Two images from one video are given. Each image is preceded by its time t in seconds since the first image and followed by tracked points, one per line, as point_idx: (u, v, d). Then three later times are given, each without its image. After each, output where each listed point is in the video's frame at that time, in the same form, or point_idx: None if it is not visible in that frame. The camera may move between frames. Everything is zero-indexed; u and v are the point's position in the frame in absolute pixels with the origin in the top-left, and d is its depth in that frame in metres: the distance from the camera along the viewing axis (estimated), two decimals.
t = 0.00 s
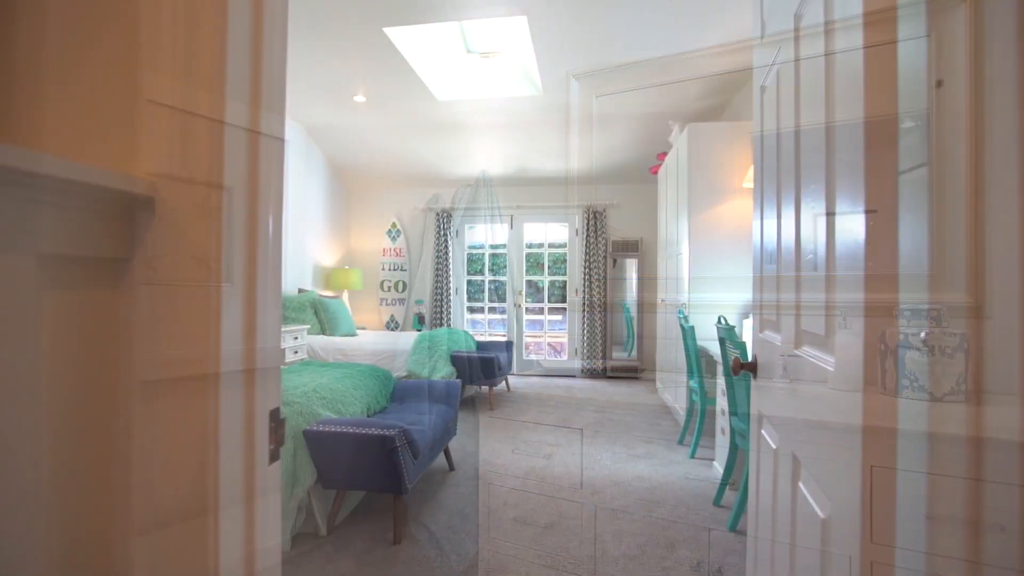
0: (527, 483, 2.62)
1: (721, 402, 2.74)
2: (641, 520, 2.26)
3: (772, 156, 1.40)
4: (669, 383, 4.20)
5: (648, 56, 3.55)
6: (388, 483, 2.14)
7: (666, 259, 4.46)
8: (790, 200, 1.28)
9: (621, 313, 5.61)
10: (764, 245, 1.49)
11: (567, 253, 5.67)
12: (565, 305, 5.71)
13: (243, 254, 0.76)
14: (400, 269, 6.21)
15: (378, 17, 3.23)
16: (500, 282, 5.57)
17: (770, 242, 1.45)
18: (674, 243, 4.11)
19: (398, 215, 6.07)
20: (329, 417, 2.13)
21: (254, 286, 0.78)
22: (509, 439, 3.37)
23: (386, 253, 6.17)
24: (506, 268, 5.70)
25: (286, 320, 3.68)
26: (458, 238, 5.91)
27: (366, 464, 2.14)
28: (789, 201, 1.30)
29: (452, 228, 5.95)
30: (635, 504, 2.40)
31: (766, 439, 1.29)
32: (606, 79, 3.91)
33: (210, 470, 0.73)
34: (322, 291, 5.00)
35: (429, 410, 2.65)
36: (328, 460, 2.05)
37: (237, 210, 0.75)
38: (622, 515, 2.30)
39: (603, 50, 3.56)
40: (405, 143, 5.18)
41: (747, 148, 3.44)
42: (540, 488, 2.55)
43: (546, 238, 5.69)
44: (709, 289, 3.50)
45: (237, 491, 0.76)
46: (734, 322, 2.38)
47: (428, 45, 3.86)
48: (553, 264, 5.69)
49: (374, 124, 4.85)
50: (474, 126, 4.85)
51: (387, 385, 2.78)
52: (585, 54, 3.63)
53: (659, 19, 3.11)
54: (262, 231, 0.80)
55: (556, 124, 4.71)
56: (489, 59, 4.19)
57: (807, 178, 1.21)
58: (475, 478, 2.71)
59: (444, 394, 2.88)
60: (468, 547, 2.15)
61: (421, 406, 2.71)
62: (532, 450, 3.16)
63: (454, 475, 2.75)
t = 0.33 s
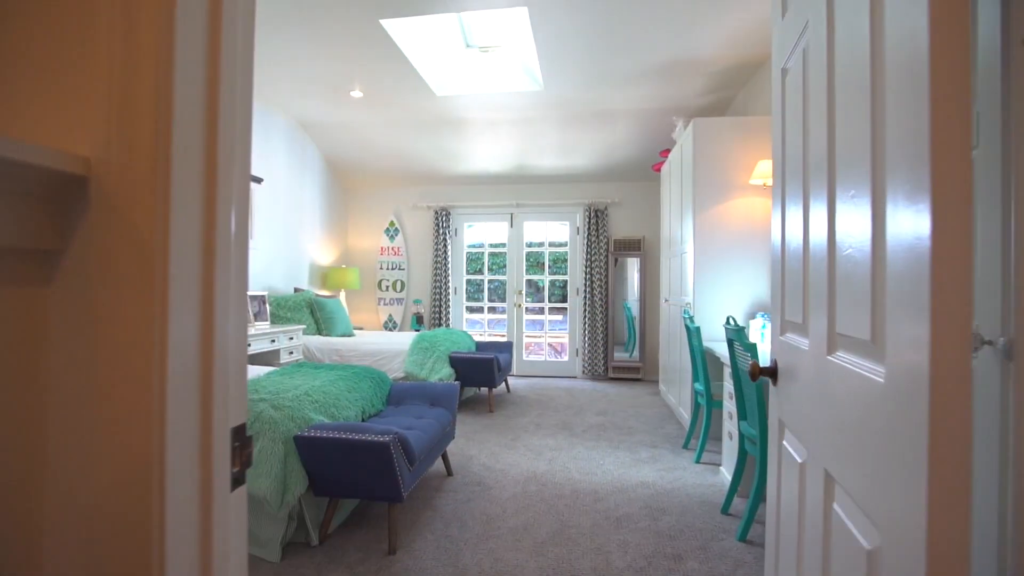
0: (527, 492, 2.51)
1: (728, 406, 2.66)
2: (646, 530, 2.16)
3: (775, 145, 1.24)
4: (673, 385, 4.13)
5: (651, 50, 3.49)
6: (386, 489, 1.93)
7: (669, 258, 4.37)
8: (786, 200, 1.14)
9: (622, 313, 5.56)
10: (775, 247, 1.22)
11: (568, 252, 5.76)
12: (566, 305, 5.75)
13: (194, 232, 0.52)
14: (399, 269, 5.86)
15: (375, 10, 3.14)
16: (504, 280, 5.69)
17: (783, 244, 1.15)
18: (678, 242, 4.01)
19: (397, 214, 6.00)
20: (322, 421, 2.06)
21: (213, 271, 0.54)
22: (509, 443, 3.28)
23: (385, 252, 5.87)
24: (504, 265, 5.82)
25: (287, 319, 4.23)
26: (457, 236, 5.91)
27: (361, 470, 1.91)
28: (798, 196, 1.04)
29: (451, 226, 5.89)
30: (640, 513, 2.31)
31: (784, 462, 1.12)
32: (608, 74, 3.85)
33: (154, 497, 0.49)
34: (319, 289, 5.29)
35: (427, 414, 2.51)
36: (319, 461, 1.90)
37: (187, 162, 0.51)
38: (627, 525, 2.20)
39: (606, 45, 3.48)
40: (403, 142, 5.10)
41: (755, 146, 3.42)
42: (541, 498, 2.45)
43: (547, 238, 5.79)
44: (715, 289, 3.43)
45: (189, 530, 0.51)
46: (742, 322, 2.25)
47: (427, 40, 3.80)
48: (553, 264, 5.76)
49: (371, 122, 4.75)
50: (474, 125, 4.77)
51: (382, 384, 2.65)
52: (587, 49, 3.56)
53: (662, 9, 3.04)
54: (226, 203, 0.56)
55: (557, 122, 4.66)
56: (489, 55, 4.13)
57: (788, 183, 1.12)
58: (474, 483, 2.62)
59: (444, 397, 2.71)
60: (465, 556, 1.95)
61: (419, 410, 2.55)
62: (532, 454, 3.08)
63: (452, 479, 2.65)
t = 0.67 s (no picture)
0: (528, 498, 2.42)
1: (738, 410, 2.57)
2: (654, 541, 2.07)
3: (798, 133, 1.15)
4: (678, 387, 4.03)
5: (657, 42, 3.39)
6: (381, 498, 1.83)
7: (675, 258, 4.28)
8: (813, 196, 1.04)
9: (626, 313, 5.46)
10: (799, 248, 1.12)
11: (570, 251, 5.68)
12: (568, 305, 5.66)
13: (128, 213, 0.42)
14: (398, 268, 5.79)
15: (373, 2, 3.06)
16: (503, 280, 5.69)
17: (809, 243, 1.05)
18: (683, 241, 3.92)
19: (396, 212, 5.90)
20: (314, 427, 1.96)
21: (154, 262, 0.43)
22: (510, 447, 3.20)
23: (384, 250, 5.80)
24: (504, 264, 5.72)
25: (283, 319, 4.14)
26: (457, 235, 5.82)
27: (354, 477, 1.81)
28: (827, 190, 0.95)
29: (451, 225, 5.80)
30: (647, 523, 2.22)
31: (809, 478, 1.02)
32: (612, 68, 3.76)
33: (71, 531, 0.39)
34: (316, 288, 5.19)
35: (425, 418, 2.41)
36: (310, 469, 1.81)
37: (118, 124, 0.41)
38: (632, 536, 2.10)
39: (609, 37, 3.39)
40: (403, 138, 5.01)
41: (764, 140, 3.34)
42: (544, 505, 2.36)
43: (549, 237, 5.71)
44: (724, 289, 3.34)
45: None
46: (754, 322, 2.16)
47: (427, 33, 3.72)
48: (556, 263, 5.68)
49: (370, 118, 4.66)
50: (475, 121, 4.67)
51: (378, 388, 2.56)
52: (590, 43, 3.47)
53: None
54: (173, 178, 0.46)
55: (559, 117, 4.57)
56: (489, 48, 4.06)
57: (815, 176, 1.03)
58: (473, 490, 2.53)
59: (442, 401, 2.61)
60: (463, 569, 1.85)
61: (417, 414, 2.45)
62: (534, 459, 2.99)
63: (450, 486, 2.56)
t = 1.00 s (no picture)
0: (530, 506, 2.33)
1: (750, 414, 2.47)
2: (662, 553, 1.96)
3: (827, 117, 1.05)
4: (685, 390, 3.93)
5: (663, 34, 3.29)
6: (376, 507, 1.74)
7: (682, 257, 4.17)
8: (845, 186, 0.94)
9: (631, 313, 5.35)
10: (828, 246, 1.01)
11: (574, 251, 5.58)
12: (572, 305, 5.57)
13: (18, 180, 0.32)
14: (399, 267, 5.71)
15: None
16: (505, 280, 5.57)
17: (842, 240, 0.95)
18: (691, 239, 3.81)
19: (396, 210, 5.81)
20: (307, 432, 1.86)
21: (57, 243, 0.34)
22: (512, 452, 3.10)
23: (384, 250, 5.73)
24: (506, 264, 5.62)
25: (280, 319, 4.06)
26: (458, 233, 5.73)
27: (347, 485, 1.71)
28: (865, 174, 0.85)
29: (452, 223, 5.70)
30: (655, 532, 2.12)
31: (842, 496, 0.92)
32: (617, 62, 3.66)
33: None
34: (315, 288, 5.11)
35: (424, 422, 2.32)
36: (302, 477, 1.71)
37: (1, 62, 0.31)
38: (640, 547, 2.00)
39: (613, 29, 3.29)
40: (403, 135, 4.92)
41: (775, 135, 3.24)
42: (547, 513, 2.26)
43: (552, 236, 5.61)
44: (734, 288, 3.23)
45: None
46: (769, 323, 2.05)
47: (426, 25, 3.63)
48: (559, 262, 5.58)
49: (369, 113, 4.57)
50: (476, 116, 4.58)
51: (376, 391, 2.46)
52: (594, 36, 3.37)
53: None
54: (89, 139, 0.36)
55: (562, 113, 4.47)
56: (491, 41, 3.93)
57: (848, 161, 0.92)
58: (474, 497, 2.43)
59: (442, 403, 2.52)
60: None
61: (415, 418, 2.36)
62: (537, 464, 2.89)
63: (450, 493, 2.47)
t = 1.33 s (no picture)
0: (534, 515, 2.23)
1: (764, 418, 2.36)
2: (672, 565, 1.86)
3: (861, 97, 0.95)
4: (694, 392, 3.83)
5: (672, 26, 3.19)
6: (371, 518, 1.65)
7: (691, 255, 4.07)
8: (885, 171, 0.84)
9: (636, 314, 5.28)
10: (863, 240, 0.91)
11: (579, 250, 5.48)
12: (577, 305, 5.47)
13: None
14: (401, 267, 5.63)
15: None
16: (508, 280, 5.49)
17: (881, 233, 0.84)
18: (700, 237, 3.70)
19: (398, 208, 5.72)
20: (300, 437, 1.76)
21: None
22: (516, 456, 3.00)
23: (385, 249, 5.65)
24: (510, 263, 5.53)
25: (279, 319, 4.00)
26: (461, 232, 5.64)
27: (342, 492, 1.62)
28: (914, 152, 0.74)
29: (455, 222, 5.62)
30: (665, 543, 2.02)
31: (883, 518, 0.81)
32: (624, 55, 3.56)
33: None
34: (315, 288, 5.03)
35: (423, 427, 2.22)
36: (293, 484, 1.61)
37: None
38: (649, 559, 1.90)
39: (620, 21, 3.19)
40: (406, 132, 4.84)
41: (788, 130, 3.14)
42: (551, 522, 2.17)
43: (557, 235, 5.51)
44: (745, 288, 3.13)
45: None
46: (785, 324, 1.94)
47: (428, 18, 3.55)
48: (564, 262, 5.49)
49: (371, 110, 4.50)
50: (480, 112, 4.49)
51: (373, 393, 2.36)
52: (599, 29, 3.27)
53: None
54: None
55: (567, 109, 4.38)
56: (494, 34, 3.86)
57: (890, 142, 0.82)
58: (475, 504, 2.33)
59: (442, 407, 2.42)
60: None
61: (415, 423, 2.26)
62: (541, 469, 2.79)
63: (450, 500, 2.37)
